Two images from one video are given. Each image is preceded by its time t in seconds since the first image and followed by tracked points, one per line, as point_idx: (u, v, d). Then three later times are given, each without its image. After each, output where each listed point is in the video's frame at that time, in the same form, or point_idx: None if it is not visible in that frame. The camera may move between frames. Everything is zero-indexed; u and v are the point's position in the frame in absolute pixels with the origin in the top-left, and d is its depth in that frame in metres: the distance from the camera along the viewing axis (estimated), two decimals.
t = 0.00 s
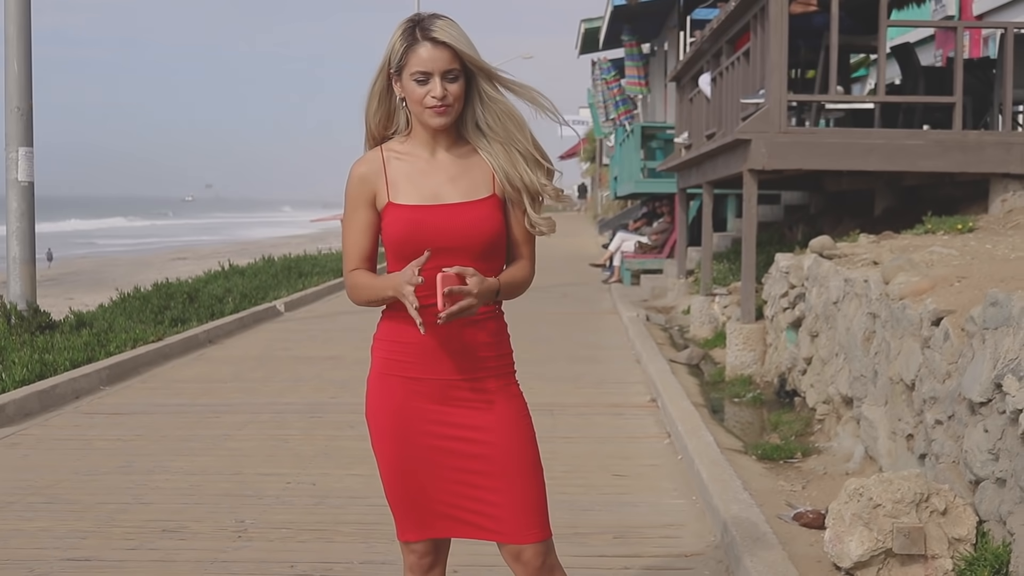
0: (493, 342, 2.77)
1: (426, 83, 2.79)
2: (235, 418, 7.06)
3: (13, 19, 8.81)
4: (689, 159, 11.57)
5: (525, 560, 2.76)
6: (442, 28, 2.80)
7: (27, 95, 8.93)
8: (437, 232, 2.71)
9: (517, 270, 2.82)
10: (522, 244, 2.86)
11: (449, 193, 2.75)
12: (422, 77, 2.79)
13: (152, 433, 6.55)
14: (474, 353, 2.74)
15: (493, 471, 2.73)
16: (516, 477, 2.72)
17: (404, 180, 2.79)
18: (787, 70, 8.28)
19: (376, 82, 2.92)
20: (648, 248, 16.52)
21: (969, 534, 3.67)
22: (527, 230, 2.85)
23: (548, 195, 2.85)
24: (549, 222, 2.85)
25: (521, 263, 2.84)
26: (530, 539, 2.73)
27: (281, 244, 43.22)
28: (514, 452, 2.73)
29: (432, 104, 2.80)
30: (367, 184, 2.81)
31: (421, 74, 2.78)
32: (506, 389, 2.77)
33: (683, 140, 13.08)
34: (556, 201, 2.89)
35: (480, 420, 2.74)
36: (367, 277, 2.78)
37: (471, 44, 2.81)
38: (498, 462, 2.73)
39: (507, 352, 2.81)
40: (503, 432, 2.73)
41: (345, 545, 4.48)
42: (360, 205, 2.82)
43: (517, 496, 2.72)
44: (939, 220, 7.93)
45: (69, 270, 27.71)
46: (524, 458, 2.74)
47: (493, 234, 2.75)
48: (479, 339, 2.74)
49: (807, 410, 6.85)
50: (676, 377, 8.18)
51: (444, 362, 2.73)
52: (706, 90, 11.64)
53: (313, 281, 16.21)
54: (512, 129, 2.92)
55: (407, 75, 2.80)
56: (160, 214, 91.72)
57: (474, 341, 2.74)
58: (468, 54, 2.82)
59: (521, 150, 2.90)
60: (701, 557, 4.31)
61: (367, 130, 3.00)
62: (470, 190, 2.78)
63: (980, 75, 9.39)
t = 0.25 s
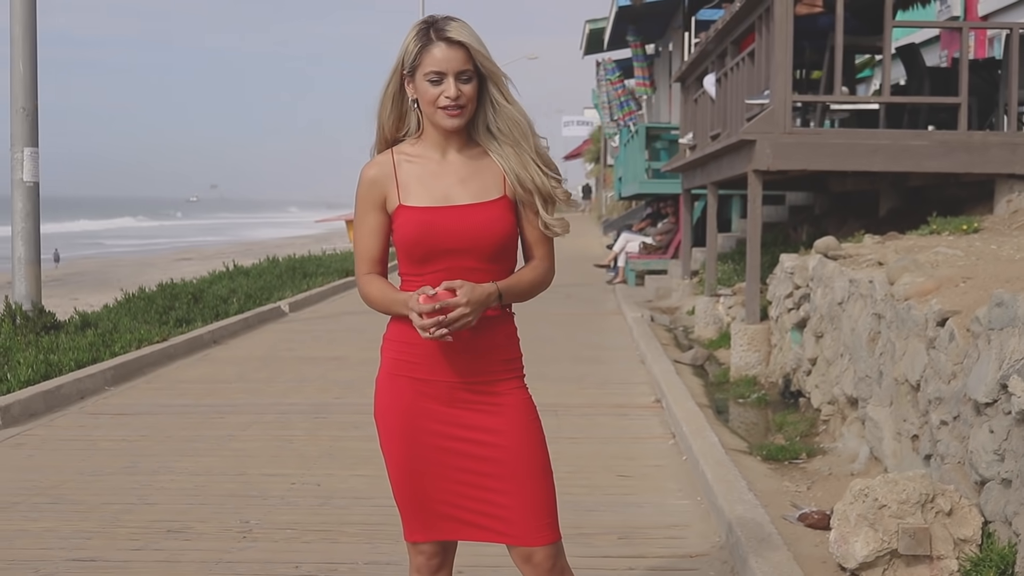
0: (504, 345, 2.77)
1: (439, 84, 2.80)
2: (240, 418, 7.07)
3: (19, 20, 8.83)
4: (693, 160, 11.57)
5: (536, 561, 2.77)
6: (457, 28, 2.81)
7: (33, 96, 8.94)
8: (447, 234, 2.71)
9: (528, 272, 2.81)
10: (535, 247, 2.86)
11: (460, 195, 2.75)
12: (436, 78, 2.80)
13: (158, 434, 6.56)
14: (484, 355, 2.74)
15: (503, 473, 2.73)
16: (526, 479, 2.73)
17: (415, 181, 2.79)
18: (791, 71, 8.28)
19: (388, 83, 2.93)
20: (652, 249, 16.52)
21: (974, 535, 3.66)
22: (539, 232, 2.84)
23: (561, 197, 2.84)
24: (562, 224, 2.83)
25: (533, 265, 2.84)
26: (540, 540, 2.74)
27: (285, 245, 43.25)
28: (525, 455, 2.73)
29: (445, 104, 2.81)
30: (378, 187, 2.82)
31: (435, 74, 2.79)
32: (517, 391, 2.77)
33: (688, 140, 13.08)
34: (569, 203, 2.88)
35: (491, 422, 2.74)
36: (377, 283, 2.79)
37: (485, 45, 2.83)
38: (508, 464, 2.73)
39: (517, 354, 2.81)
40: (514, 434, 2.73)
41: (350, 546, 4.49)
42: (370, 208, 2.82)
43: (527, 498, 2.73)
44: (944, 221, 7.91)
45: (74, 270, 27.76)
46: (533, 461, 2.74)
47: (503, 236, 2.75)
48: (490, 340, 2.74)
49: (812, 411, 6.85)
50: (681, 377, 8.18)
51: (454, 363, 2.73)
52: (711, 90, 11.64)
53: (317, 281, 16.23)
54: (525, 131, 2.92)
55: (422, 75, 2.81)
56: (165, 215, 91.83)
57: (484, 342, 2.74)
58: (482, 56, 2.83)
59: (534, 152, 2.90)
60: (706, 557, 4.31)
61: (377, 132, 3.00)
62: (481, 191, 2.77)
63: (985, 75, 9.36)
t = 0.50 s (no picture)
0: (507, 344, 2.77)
1: (445, 83, 2.80)
2: (238, 418, 7.07)
3: (16, 21, 8.82)
4: (691, 159, 11.57)
5: (538, 561, 2.77)
6: (462, 27, 2.81)
7: (30, 97, 8.94)
8: (452, 234, 2.71)
9: (531, 272, 2.82)
10: (538, 246, 2.86)
11: (464, 195, 2.75)
12: (442, 77, 2.80)
13: (156, 434, 6.55)
14: (488, 355, 2.74)
15: (506, 472, 2.73)
16: (530, 479, 2.73)
17: (419, 181, 2.78)
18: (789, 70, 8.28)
19: (393, 84, 2.93)
20: (650, 248, 16.52)
21: (972, 533, 3.67)
22: (543, 231, 2.85)
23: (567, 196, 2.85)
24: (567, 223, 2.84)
25: (536, 264, 2.85)
26: (542, 540, 2.74)
27: (282, 245, 43.20)
28: (528, 454, 2.73)
29: (450, 103, 2.80)
30: (382, 188, 2.81)
31: (440, 73, 2.79)
32: (520, 391, 2.77)
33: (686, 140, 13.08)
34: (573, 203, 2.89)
35: (494, 421, 2.74)
36: (382, 285, 2.80)
37: (490, 45, 2.83)
38: (511, 464, 2.73)
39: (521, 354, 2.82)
40: (518, 433, 2.73)
41: (348, 546, 4.49)
42: (374, 209, 2.82)
43: (530, 498, 2.73)
44: (942, 220, 7.92)
45: (72, 271, 27.73)
46: (536, 460, 2.74)
47: (507, 236, 2.76)
48: (494, 340, 2.75)
49: (810, 410, 6.85)
50: (680, 377, 8.18)
51: (458, 363, 2.73)
52: (709, 90, 11.64)
53: (315, 282, 16.22)
54: (529, 131, 2.93)
55: (427, 74, 2.80)
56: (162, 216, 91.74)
57: (488, 342, 2.74)
58: (487, 55, 2.84)
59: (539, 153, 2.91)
60: (704, 556, 4.31)
61: (381, 133, 3.00)
62: (485, 191, 2.77)
63: (983, 75, 9.38)
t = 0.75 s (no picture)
0: (506, 343, 2.77)
1: (446, 79, 2.80)
2: (233, 417, 7.06)
3: (10, 19, 8.80)
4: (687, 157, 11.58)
5: (534, 559, 2.76)
6: (463, 25, 2.82)
7: (24, 96, 8.92)
8: (450, 232, 2.71)
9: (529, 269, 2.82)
10: (537, 244, 2.86)
11: (463, 193, 2.75)
12: (443, 73, 2.80)
13: (151, 433, 6.54)
14: (486, 353, 2.74)
15: (503, 471, 2.73)
16: (527, 477, 2.73)
17: (418, 178, 2.79)
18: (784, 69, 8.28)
19: (393, 81, 2.93)
20: (645, 247, 16.53)
21: (967, 531, 3.68)
22: (543, 229, 2.85)
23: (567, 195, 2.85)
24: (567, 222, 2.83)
25: (536, 262, 2.84)
26: (539, 538, 2.74)
27: (276, 244, 43.14)
28: (525, 453, 2.73)
29: (452, 99, 2.80)
30: (381, 185, 2.81)
31: (443, 69, 2.79)
32: (518, 389, 2.77)
33: (680, 138, 13.09)
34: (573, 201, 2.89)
35: (492, 419, 2.74)
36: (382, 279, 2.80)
37: (491, 42, 2.84)
38: (508, 463, 2.73)
39: (518, 352, 2.82)
40: (515, 432, 2.73)
41: (344, 544, 4.48)
42: (373, 207, 2.81)
43: (527, 496, 2.73)
44: (936, 218, 7.93)
45: (66, 270, 27.66)
46: (534, 458, 2.74)
47: (506, 233, 2.76)
48: (492, 337, 2.75)
49: (805, 408, 6.86)
50: (675, 375, 8.19)
51: (455, 361, 2.73)
52: (704, 89, 11.65)
53: (310, 280, 16.21)
54: (529, 130, 2.93)
55: (429, 70, 2.80)
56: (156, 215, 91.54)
57: (485, 341, 2.74)
58: (488, 52, 2.84)
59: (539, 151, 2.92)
60: (700, 554, 4.32)
61: (380, 131, 2.99)
62: (485, 189, 2.78)
63: (978, 73, 9.44)
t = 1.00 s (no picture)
0: (505, 341, 2.77)
1: (441, 73, 2.79)
2: (231, 417, 7.05)
3: (8, 18, 8.79)
4: (685, 156, 11.60)
5: (533, 558, 2.76)
6: (462, 21, 2.82)
7: (22, 95, 8.91)
8: (450, 229, 2.71)
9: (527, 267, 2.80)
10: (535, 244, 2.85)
11: (462, 193, 2.75)
12: (439, 67, 2.80)
13: (148, 433, 6.54)
14: (485, 352, 2.74)
15: (502, 470, 2.74)
16: (525, 476, 2.73)
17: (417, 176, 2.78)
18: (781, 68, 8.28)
19: (394, 77, 2.93)
20: (643, 246, 16.54)
21: (965, 530, 3.69)
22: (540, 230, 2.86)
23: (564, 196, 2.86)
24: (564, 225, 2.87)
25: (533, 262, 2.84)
26: (538, 537, 2.74)
27: (274, 244, 43.15)
28: (524, 452, 2.74)
29: (445, 93, 2.79)
30: (380, 183, 2.81)
31: (438, 63, 2.79)
32: (517, 388, 2.78)
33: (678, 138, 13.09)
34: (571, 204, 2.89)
35: (491, 419, 2.74)
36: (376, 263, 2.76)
37: (490, 39, 2.83)
38: (508, 462, 2.73)
39: (516, 351, 2.82)
40: (514, 431, 2.74)
41: (342, 543, 4.48)
42: (372, 202, 2.80)
43: (526, 495, 2.73)
44: (934, 218, 7.94)
45: (64, 270, 27.64)
46: (532, 458, 2.74)
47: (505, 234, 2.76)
48: (492, 335, 2.75)
49: (803, 407, 6.86)
50: (673, 374, 8.19)
51: (454, 361, 2.73)
52: (702, 88, 11.66)
53: (308, 280, 16.20)
54: (529, 130, 2.91)
55: (424, 64, 2.81)
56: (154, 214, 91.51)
57: (484, 339, 2.74)
58: (486, 48, 2.83)
59: (538, 152, 2.90)
60: (698, 554, 4.32)
61: (380, 128, 2.99)
62: (484, 188, 2.78)
63: (976, 73, 9.44)
